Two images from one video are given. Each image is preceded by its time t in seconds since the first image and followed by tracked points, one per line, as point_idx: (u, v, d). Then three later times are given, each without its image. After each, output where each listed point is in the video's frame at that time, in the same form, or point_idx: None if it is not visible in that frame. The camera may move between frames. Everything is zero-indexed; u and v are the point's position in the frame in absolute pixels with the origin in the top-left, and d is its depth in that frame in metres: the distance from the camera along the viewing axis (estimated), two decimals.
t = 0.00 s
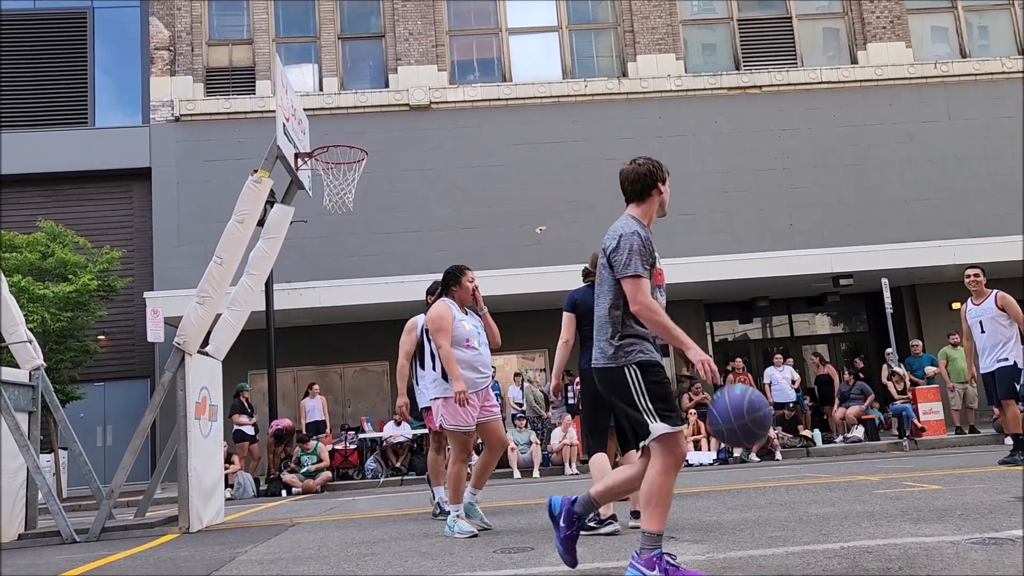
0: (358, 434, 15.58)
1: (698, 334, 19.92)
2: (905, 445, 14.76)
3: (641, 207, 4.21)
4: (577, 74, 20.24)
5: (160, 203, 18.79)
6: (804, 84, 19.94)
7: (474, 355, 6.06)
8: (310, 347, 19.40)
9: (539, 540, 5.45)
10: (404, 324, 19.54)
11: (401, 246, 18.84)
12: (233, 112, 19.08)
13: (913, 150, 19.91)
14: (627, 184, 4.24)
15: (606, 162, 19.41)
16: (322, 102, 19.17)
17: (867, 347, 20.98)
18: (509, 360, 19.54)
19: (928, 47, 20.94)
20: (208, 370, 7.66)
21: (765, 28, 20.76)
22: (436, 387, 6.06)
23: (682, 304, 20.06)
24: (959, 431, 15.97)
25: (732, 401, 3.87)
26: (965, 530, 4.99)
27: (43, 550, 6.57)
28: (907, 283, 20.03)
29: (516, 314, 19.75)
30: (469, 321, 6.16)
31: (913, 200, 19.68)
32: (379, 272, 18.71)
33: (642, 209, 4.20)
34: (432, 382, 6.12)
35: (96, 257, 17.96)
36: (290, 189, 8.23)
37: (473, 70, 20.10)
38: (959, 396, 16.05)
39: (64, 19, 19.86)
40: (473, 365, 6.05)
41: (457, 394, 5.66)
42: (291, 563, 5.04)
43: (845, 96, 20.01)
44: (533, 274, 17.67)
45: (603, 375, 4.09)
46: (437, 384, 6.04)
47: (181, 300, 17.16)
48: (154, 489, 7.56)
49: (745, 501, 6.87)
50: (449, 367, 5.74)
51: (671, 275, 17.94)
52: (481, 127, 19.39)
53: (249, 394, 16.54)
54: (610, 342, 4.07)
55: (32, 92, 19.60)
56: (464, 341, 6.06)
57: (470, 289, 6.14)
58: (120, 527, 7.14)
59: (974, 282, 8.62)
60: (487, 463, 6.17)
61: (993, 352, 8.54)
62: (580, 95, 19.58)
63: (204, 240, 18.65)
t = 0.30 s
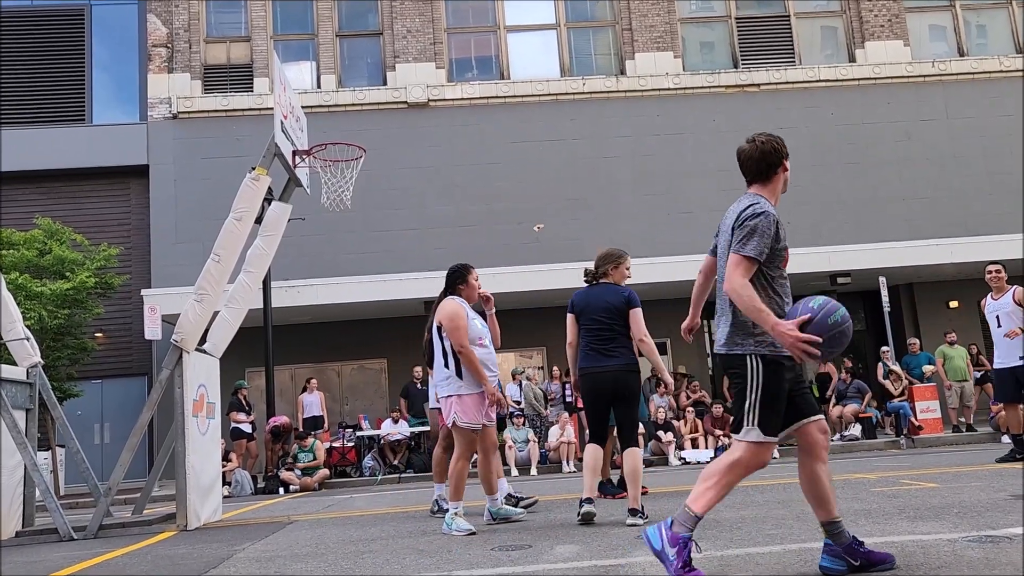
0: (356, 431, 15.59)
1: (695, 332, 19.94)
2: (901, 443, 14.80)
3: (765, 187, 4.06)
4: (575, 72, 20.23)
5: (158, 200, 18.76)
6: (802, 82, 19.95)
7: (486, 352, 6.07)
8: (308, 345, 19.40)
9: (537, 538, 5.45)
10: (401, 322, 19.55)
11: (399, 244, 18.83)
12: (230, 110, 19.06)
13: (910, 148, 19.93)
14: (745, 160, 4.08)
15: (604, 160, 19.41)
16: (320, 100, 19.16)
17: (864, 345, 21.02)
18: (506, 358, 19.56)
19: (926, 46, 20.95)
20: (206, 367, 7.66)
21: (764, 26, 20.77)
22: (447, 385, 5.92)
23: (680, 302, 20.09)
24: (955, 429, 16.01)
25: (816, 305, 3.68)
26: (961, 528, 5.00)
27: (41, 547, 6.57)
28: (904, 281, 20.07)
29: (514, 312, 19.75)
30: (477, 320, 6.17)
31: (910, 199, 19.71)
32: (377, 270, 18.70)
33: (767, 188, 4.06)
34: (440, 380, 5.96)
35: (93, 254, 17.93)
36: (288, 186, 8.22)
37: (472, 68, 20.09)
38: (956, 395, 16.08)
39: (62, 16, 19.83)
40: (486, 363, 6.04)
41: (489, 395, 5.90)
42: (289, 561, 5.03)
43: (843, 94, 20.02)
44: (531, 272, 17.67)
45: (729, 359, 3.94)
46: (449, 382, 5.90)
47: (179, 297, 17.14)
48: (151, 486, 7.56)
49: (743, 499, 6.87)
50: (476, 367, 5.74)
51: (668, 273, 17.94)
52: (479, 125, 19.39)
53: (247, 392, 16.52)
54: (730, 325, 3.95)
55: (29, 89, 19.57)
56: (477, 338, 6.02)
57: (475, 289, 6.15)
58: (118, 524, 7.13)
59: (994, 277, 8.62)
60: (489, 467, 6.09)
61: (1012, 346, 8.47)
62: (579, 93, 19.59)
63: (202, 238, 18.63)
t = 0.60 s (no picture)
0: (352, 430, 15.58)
1: (691, 331, 19.94)
2: (896, 442, 14.83)
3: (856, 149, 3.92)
4: (572, 71, 20.23)
5: (154, 197, 18.72)
6: (798, 81, 19.98)
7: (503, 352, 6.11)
8: (303, 343, 19.38)
9: (532, 536, 5.45)
10: (397, 320, 19.53)
11: (396, 242, 18.82)
12: (226, 107, 19.04)
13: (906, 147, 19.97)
14: (837, 121, 3.89)
15: (601, 159, 19.41)
16: (316, 98, 19.14)
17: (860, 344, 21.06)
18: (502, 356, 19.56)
19: (922, 45, 20.98)
20: (202, 366, 7.63)
21: (760, 25, 20.78)
22: (467, 385, 5.91)
23: (676, 301, 20.09)
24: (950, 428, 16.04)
25: (929, 135, 3.48)
26: (955, 526, 5.01)
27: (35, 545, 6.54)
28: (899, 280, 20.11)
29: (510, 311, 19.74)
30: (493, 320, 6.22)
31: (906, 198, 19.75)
32: (373, 268, 18.69)
33: (863, 148, 3.90)
34: (459, 379, 5.96)
35: (89, 251, 17.87)
36: (284, 184, 8.21)
37: (468, 66, 20.07)
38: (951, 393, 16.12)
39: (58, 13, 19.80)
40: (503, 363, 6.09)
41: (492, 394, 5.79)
42: (284, 559, 5.01)
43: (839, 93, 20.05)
44: (526, 271, 17.66)
45: (880, 324, 3.62)
46: (470, 381, 5.90)
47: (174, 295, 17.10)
48: (146, 484, 7.54)
49: (738, 497, 6.87)
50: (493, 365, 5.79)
51: (664, 272, 17.96)
52: (475, 123, 19.38)
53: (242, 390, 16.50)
54: (861, 286, 3.68)
55: (25, 86, 19.53)
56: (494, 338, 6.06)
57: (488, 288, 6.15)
58: (113, 522, 7.10)
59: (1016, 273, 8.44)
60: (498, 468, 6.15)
61: None
62: (575, 92, 19.60)
63: (198, 236, 18.60)
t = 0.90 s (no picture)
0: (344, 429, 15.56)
1: (684, 331, 19.96)
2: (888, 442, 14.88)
3: (939, 144, 3.78)
4: (565, 71, 20.24)
5: (146, 196, 18.67)
6: (791, 82, 20.02)
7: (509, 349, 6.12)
8: (296, 342, 19.35)
9: (525, 535, 5.45)
10: (390, 320, 19.51)
11: (389, 242, 18.80)
12: (219, 106, 18.99)
13: (898, 148, 20.03)
14: (953, 110, 3.67)
15: (594, 159, 19.42)
16: (310, 97, 19.10)
17: (852, 344, 21.13)
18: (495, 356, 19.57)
19: (914, 47, 21.06)
20: (193, 364, 7.62)
21: (753, 25, 20.83)
22: (475, 382, 5.90)
23: (669, 301, 20.11)
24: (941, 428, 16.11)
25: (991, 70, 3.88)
26: (946, 525, 5.03)
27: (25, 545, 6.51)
28: (892, 280, 20.18)
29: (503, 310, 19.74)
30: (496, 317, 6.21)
31: (898, 198, 19.82)
32: (366, 268, 18.66)
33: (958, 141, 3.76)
34: (467, 377, 5.95)
35: (80, 250, 17.80)
36: (276, 182, 8.19)
37: (462, 65, 20.05)
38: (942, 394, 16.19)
39: (50, 11, 19.72)
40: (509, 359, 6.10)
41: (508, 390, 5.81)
42: (276, 559, 4.99)
43: (832, 94, 20.11)
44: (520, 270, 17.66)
45: None
46: (478, 378, 5.89)
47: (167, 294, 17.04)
48: (137, 484, 7.51)
49: (729, 497, 6.89)
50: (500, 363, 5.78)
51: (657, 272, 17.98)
52: (468, 123, 19.37)
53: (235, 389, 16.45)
54: None
55: (17, 84, 19.45)
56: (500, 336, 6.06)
57: (491, 285, 6.13)
58: (104, 522, 7.08)
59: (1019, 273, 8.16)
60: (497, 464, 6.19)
61: None
62: (569, 92, 19.60)
63: (190, 234, 18.54)
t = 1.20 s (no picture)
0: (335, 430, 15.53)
1: (676, 332, 19.99)
2: (877, 444, 14.94)
3: None
4: (557, 72, 20.25)
5: (136, 196, 18.59)
6: (782, 85, 20.09)
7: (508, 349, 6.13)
8: (286, 343, 19.30)
9: (515, 537, 5.45)
10: (381, 321, 19.48)
11: (380, 243, 18.77)
12: (209, 106, 18.92)
13: (888, 152, 20.13)
14: None
15: (586, 161, 19.44)
16: (301, 96, 19.06)
17: (842, 346, 21.24)
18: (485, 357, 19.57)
19: (904, 51, 21.17)
20: (183, 365, 7.60)
21: (744, 28, 20.90)
22: (478, 381, 5.86)
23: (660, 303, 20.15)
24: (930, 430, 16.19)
25: None
26: (933, 527, 5.06)
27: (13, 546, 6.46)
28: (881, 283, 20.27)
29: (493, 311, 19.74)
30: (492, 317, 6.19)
31: (888, 202, 19.91)
32: (357, 268, 18.63)
33: None
34: (468, 376, 5.89)
35: (69, 250, 17.71)
36: (267, 182, 8.17)
37: (454, 66, 20.06)
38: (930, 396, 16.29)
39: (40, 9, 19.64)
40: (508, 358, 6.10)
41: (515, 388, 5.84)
42: (267, 560, 4.98)
43: (822, 97, 20.18)
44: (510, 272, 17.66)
45: None
46: (481, 377, 5.85)
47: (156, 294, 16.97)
48: (126, 485, 7.49)
49: (719, 499, 6.91)
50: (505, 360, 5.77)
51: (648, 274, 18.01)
52: (460, 124, 19.36)
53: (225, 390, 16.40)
54: None
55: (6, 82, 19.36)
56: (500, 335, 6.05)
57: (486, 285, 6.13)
58: (92, 523, 7.05)
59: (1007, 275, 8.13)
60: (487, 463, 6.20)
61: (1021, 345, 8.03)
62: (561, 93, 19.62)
63: (180, 234, 18.48)
